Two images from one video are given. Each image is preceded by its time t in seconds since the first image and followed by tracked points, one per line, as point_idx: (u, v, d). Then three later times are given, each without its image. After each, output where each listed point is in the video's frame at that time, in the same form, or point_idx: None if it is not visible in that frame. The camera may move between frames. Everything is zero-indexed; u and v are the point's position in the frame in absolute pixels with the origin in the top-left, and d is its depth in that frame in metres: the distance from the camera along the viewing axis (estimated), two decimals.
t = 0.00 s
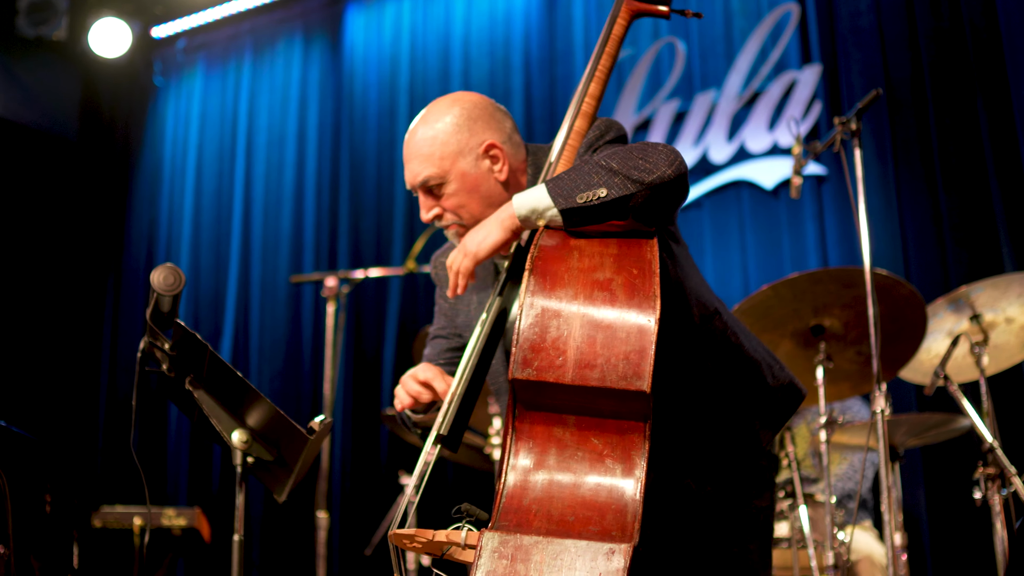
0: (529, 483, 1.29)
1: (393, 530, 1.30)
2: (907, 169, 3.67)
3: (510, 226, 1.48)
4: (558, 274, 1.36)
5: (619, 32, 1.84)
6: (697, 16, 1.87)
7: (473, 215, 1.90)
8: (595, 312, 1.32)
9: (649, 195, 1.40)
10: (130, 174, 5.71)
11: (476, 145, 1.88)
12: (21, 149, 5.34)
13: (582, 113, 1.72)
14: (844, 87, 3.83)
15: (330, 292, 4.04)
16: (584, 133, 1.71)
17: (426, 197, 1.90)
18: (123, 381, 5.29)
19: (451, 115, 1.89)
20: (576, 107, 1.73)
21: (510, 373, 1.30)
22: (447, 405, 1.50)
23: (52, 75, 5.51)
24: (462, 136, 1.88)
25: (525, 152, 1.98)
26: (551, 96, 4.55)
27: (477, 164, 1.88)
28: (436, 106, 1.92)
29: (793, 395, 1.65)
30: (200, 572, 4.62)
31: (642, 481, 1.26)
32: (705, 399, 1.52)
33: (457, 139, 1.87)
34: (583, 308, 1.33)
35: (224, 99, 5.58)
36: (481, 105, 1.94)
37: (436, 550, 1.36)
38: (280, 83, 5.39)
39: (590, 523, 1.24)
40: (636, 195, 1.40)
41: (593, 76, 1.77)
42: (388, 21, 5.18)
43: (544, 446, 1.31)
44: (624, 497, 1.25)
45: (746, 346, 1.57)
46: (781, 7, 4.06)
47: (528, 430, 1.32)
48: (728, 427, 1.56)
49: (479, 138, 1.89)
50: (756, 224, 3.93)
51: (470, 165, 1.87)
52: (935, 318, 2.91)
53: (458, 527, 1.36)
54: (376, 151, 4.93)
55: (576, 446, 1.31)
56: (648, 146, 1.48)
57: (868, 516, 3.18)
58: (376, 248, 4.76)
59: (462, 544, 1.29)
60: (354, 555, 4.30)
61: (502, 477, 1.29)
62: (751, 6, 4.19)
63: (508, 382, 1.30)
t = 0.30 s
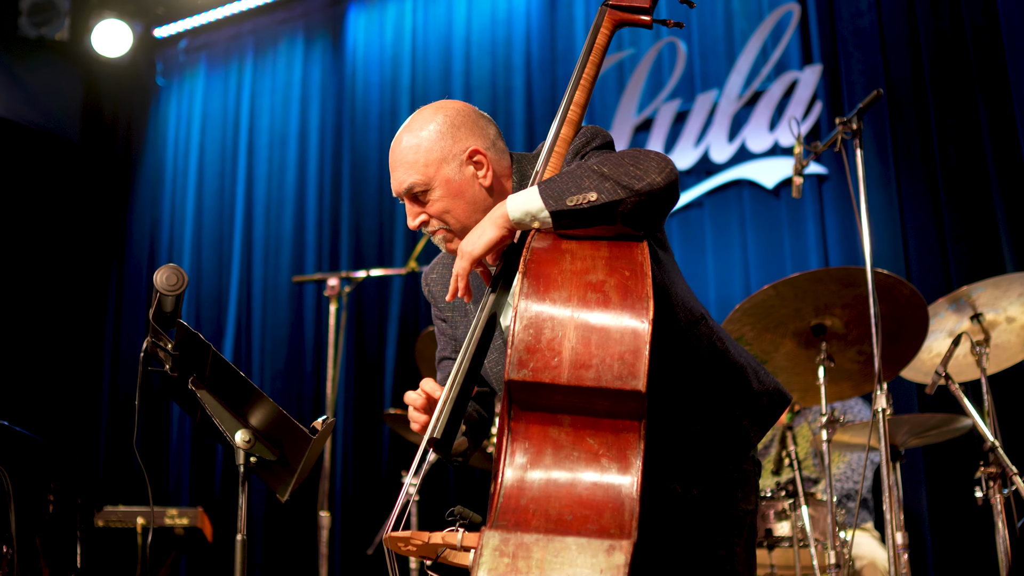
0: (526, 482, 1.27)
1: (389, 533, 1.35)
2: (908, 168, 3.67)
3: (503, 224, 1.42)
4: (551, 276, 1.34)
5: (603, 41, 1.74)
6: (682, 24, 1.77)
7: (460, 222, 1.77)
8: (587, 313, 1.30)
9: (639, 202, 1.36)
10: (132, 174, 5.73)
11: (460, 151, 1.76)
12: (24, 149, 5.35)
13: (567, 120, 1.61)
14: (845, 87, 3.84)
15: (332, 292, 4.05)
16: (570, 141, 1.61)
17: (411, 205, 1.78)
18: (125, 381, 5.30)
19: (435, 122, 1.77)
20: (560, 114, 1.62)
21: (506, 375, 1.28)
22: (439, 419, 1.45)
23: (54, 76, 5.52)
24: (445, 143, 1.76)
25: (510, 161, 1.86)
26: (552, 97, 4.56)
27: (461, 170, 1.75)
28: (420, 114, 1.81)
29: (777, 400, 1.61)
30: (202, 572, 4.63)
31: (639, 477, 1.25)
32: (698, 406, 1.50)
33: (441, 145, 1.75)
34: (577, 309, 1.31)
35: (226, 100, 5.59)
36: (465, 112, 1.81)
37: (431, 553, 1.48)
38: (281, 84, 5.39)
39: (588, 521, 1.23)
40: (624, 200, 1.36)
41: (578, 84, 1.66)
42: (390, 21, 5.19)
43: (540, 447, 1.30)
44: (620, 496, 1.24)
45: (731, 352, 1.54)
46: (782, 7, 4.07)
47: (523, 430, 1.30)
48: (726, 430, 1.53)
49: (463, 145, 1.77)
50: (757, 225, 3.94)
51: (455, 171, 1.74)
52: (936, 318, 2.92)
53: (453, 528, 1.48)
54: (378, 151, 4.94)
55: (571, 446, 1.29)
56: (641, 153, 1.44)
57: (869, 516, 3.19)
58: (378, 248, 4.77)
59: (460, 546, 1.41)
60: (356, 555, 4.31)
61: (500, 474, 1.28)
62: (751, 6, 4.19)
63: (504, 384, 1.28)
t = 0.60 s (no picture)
0: (526, 482, 1.26)
1: (388, 534, 1.32)
2: (909, 168, 3.67)
3: (496, 239, 1.43)
4: (552, 278, 1.34)
5: (601, 47, 1.73)
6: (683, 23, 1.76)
7: (457, 226, 1.77)
8: (588, 315, 1.31)
9: (628, 200, 1.38)
10: (133, 174, 5.73)
11: (455, 156, 1.76)
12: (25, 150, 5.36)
13: (565, 126, 1.61)
14: (846, 86, 3.83)
15: (333, 292, 4.06)
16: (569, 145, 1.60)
17: (409, 210, 1.78)
18: (126, 381, 5.31)
19: (431, 128, 1.78)
20: (558, 120, 1.62)
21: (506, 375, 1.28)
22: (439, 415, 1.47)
23: (55, 76, 5.52)
24: (440, 148, 1.76)
25: (507, 164, 1.85)
26: (553, 97, 4.56)
27: (457, 174, 1.75)
28: (416, 120, 1.81)
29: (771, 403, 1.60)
30: (203, 572, 4.63)
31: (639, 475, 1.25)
32: (696, 408, 1.49)
33: (436, 151, 1.75)
34: (578, 311, 1.31)
35: (227, 100, 5.59)
36: (460, 117, 1.82)
37: (431, 555, 1.40)
38: (282, 83, 5.39)
39: (589, 520, 1.22)
40: (614, 199, 1.37)
41: (577, 90, 1.66)
42: (391, 21, 5.19)
43: (541, 446, 1.29)
44: (620, 496, 1.24)
45: (725, 356, 1.54)
46: (782, 6, 4.07)
47: (524, 431, 1.30)
48: (726, 430, 1.52)
49: (458, 149, 1.77)
50: (758, 224, 3.93)
51: (450, 176, 1.75)
52: (937, 317, 2.92)
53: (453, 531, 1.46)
54: (379, 151, 4.94)
55: (572, 446, 1.29)
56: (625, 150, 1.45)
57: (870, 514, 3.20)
58: (379, 248, 4.77)
59: (461, 546, 1.33)
60: (357, 554, 4.31)
61: (501, 471, 1.27)
62: (752, 5, 4.19)
63: (505, 384, 1.28)
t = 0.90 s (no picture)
0: (524, 480, 1.26)
1: (387, 535, 1.33)
2: (910, 166, 3.67)
3: (499, 232, 1.44)
4: (547, 277, 1.35)
5: (594, 51, 1.72)
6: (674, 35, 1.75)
7: (448, 216, 1.78)
8: (583, 313, 1.31)
9: (634, 214, 1.39)
10: (134, 173, 5.73)
11: (455, 147, 1.77)
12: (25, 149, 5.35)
13: (559, 128, 1.62)
14: (848, 84, 3.83)
15: (335, 290, 4.06)
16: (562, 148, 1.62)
17: (404, 196, 1.79)
18: (128, 380, 5.31)
19: (435, 118, 1.79)
20: (552, 122, 1.63)
21: (502, 373, 1.27)
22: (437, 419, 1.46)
23: (56, 75, 5.52)
24: (441, 138, 1.77)
25: (508, 162, 1.85)
26: (554, 96, 4.56)
27: (454, 166, 1.76)
28: (422, 110, 1.83)
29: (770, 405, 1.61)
30: (205, 570, 4.64)
31: (636, 470, 1.24)
32: (694, 406, 1.49)
33: (436, 140, 1.77)
34: (573, 309, 1.31)
35: (228, 99, 5.59)
36: (464, 110, 1.83)
37: (430, 555, 1.41)
38: (284, 82, 5.39)
39: (586, 517, 1.22)
40: (621, 212, 1.38)
41: (570, 92, 1.66)
42: (392, 20, 5.19)
43: (538, 444, 1.29)
44: (618, 492, 1.23)
45: (726, 357, 1.54)
46: (785, 5, 4.06)
47: (521, 429, 1.30)
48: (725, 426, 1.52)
49: (458, 141, 1.77)
50: (760, 222, 3.93)
51: (447, 166, 1.75)
52: (939, 315, 2.92)
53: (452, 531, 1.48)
54: (380, 150, 4.94)
55: (569, 444, 1.28)
56: (637, 164, 1.47)
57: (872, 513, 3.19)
58: (381, 246, 4.77)
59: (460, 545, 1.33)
60: (359, 553, 4.31)
61: (498, 470, 1.27)
62: (754, 4, 4.19)
63: (501, 382, 1.28)
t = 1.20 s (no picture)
0: (524, 479, 1.27)
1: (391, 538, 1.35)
2: (912, 166, 3.66)
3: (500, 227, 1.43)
4: (544, 279, 1.34)
5: (595, 56, 1.72)
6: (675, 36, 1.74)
7: (446, 208, 1.78)
8: (579, 314, 1.30)
9: (637, 215, 1.36)
10: (135, 173, 5.73)
11: (460, 141, 1.78)
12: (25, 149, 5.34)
13: (562, 133, 1.62)
14: (849, 84, 3.83)
15: (336, 291, 4.05)
16: (564, 152, 1.62)
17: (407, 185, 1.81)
18: (128, 380, 5.31)
19: (445, 112, 1.81)
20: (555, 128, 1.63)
21: (500, 375, 1.28)
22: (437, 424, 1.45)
23: (57, 75, 5.52)
24: (448, 131, 1.78)
25: (516, 162, 1.85)
26: (555, 96, 4.56)
27: (457, 159, 1.77)
28: (435, 105, 1.86)
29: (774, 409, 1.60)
30: (206, 570, 4.64)
31: (633, 467, 1.24)
32: (688, 408, 1.48)
33: (443, 132, 1.78)
34: (569, 311, 1.31)
35: (229, 99, 5.59)
36: (476, 107, 1.84)
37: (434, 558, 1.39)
38: (285, 82, 5.39)
39: (583, 516, 1.23)
40: (622, 213, 1.36)
41: (572, 99, 1.66)
42: (393, 20, 5.19)
43: (536, 445, 1.29)
44: (615, 492, 1.23)
45: (731, 360, 1.53)
46: (786, 4, 4.06)
47: (519, 430, 1.31)
48: (726, 426, 1.51)
49: (465, 136, 1.78)
50: (760, 222, 3.93)
51: (450, 159, 1.76)
52: (941, 315, 2.91)
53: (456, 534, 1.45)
54: (381, 150, 4.94)
55: (567, 444, 1.28)
56: (642, 166, 1.45)
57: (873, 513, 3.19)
58: (382, 247, 4.78)
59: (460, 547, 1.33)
60: (359, 553, 4.31)
61: (496, 472, 1.28)
62: (755, 4, 4.19)
63: (499, 384, 1.28)
